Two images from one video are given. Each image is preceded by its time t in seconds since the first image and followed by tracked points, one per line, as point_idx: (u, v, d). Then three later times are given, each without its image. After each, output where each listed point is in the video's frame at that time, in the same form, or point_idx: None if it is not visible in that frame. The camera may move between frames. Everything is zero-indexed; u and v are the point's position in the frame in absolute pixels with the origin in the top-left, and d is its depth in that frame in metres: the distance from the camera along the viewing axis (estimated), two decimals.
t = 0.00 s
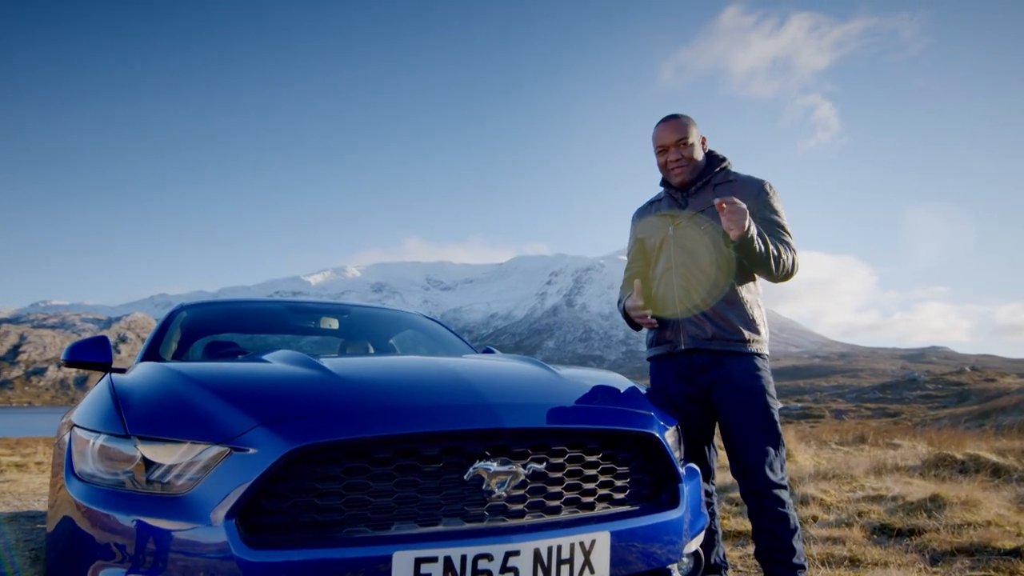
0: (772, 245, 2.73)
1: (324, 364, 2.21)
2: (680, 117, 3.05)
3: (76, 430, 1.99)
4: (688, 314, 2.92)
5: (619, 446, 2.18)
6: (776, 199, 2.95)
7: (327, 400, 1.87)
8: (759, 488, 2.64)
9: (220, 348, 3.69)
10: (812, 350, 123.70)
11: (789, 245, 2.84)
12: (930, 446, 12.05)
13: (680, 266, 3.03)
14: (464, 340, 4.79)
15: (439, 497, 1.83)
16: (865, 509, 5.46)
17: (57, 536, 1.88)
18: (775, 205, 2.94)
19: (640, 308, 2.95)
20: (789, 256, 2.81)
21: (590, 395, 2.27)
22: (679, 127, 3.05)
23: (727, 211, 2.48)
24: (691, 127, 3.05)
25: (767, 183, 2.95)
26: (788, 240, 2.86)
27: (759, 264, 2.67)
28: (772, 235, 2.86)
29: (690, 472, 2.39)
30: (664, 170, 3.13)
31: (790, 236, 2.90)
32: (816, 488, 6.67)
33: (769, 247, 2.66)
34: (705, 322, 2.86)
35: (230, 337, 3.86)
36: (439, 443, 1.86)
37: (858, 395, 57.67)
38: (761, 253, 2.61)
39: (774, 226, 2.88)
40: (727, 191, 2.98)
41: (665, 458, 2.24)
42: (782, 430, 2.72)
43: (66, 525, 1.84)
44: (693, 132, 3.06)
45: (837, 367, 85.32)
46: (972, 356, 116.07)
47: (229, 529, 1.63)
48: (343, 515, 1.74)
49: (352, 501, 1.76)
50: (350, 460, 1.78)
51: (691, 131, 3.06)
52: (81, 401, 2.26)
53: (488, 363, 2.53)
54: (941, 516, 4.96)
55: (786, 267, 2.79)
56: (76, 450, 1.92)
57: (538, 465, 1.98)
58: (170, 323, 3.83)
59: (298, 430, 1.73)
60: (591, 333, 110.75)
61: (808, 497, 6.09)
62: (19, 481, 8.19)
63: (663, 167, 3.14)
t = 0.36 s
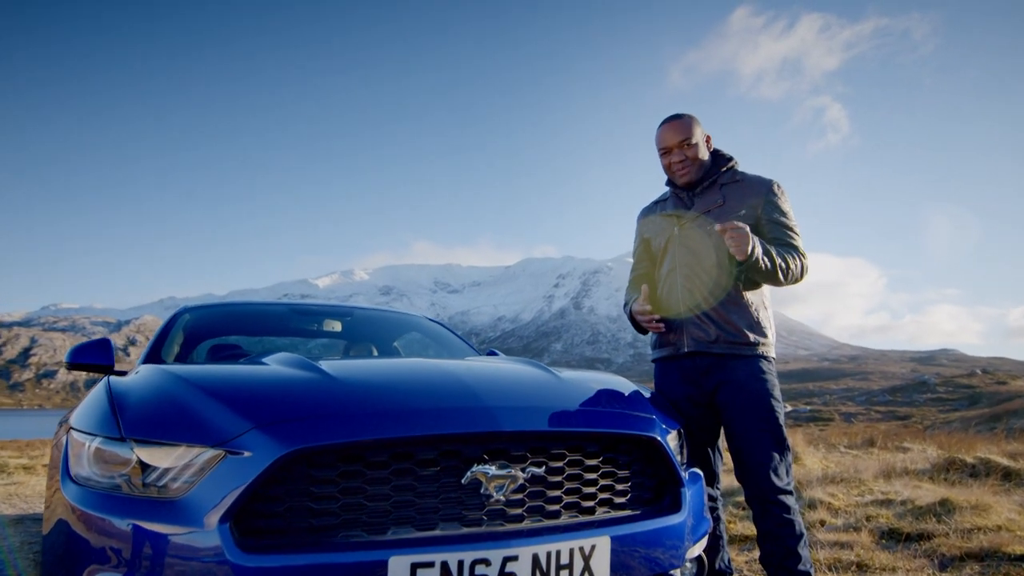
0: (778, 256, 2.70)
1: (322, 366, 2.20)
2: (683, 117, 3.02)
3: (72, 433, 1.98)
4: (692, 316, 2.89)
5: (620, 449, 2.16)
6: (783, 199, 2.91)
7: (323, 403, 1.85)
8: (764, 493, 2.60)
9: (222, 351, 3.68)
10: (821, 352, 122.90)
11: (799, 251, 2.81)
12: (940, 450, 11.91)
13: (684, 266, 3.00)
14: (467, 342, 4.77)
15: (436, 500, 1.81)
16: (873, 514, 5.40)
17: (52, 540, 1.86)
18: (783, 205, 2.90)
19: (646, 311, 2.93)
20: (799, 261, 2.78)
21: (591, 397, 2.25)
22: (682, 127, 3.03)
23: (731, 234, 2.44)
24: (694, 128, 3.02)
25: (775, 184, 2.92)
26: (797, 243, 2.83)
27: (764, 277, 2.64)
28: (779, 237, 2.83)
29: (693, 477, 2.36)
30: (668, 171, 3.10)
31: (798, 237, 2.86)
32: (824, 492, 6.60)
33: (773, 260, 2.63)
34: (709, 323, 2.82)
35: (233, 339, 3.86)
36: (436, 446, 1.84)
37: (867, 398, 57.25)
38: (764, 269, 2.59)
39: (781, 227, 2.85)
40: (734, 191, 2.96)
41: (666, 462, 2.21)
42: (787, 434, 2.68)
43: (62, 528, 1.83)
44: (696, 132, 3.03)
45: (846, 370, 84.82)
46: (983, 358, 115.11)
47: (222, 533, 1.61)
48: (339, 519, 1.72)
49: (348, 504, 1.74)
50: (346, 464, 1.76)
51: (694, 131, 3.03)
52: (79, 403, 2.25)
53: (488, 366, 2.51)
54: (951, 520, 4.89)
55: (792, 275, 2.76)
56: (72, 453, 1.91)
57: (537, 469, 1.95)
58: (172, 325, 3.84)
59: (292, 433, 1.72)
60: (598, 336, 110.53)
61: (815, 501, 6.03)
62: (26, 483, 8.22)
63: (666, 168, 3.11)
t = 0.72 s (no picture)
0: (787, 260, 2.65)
1: (320, 369, 2.18)
2: (689, 115, 3.01)
3: (68, 436, 1.97)
4: (697, 318, 2.85)
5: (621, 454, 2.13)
6: (791, 203, 2.88)
7: (320, 406, 1.83)
8: (769, 498, 2.57)
9: (225, 354, 3.67)
10: (830, 355, 122.18)
11: (806, 254, 2.78)
12: (950, 454, 11.79)
13: (689, 269, 2.97)
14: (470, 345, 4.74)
15: (434, 505, 1.79)
16: (881, 519, 5.33)
17: (48, 544, 1.85)
18: (790, 208, 2.87)
19: (652, 317, 2.88)
20: (805, 264, 2.75)
21: (593, 401, 2.22)
22: (689, 125, 3.01)
23: (740, 234, 2.40)
24: (700, 126, 3.00)
25: (782, 187, 2.89)
26: (804, 247, 2.79)
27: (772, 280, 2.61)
28: (786, 241, 2.80)
29: (696, 481, 2.33)
30: (674, 169, 3.08)
31: (804, 241, 2.83)
32: (832, 496, 6.53)
33: (781, 263, 2.59)
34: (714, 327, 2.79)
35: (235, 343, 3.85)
36: (434, 450, 1.82)
37: (877, 401, 56.82)
38: (773, 272, 2.56)
39: (788, 231, 2.81)
40: (740, 194, 2.92)
41: (668, 466, 2.18)
42: (793, 439, 2.65)
43: (58, 532, 1.81)
44: (703, 131, 3.01)
45: (855, 373, 84.24)
46: (994, 362, 114.12)
47: (216, 538, 1.59)
48: (335, 524, 1.70)
49: (344, 509, 1.72)
50: (341, 468, 1.74)
51: (701, 129, 3.01)
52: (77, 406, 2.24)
53: (489, 369, 2.49)
54: (961, 526, 4.83)
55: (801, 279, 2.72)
56: (68, 457, 1.90)
57: (536, 474, 1.93)
58: (176, 328, 3.83)
59: (288, 437, 1.70)
60: (605, 339, 110.31)
61: (823, 506, 5.97)
62: (33, 485, 8.25)
63: (673, 167, 3.08)
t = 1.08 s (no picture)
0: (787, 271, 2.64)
1: (316, 372, 2.17)
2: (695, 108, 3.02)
3: (64, 440, 1.96)
4: (697, 320, 2.83)
5: (620, 458, 2.10)
6: (791, 203, 2.84)
7: (314, 410, 1.82)
8: (772, 502, 2.54)
9: (225, 356, 3.68)
10: (838, 358, 121.48)
11: (805, 253, 2.75)
12: (960, 458, 11.68)
13: (689, 270, 2.94)
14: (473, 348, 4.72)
15: (430, 510, 1.77)
16: (889, 523, 5.27)
17: (43, 549, 1.84)
18: (790, 208, 2.84)
19: (651, 315, 2.86)
20: (805, 270, 2.71)
21: (592, 405, 2.20)
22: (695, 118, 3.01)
23: (742, 266, 2.39)
24: (706, 118, 3.00)
25: (783, 187, 2.85)
26: (804, 251, 2.76)
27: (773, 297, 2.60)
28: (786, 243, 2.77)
29: (698, 485, 2.30)
30: (676, 155, 3.02)
31: (805, 243, 2.79)
32: (840, 500, 6.47)
33: (782, 279, 2.58)
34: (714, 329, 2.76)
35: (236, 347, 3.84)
36: (430, 455, 1.80)
37: (886, 404, 56.43)
38: (774, 293, 2.55)
39: (789, 232, 2.78)
40: (740, 194, 2.89)
41: (669, 471, 2.16)
42: (796, 443, 2.61)
43: (52, 537, 1.80)
44: (708, 125, 3.00)
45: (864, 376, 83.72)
46: (1004, 364, 113.18)
47: (209, 544, 1.58)
48: (329, 529, 1.68)
49: (339, 514, 1.71)
50: (336, 473, 1.73)
51: (708, 124, 3.01)
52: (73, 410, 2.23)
53: (487, 372, 2.46)
54: (970, 530, 4.77)
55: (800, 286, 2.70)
56: (63, 461, 1.89)
57: (534, 478, 1.90)
58: (178, 330, 3.83)
59: (281, 440, 1.68)
60: (612, 342, 110.06)
61: (830, 510, 5.91)
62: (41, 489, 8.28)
63: (676, 155, 3.03)
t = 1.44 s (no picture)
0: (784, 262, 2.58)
1: (313, 375, 2.15)
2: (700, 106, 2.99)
3: (59, 444, 1.95)
4: (699, 323, 2.79)
5: (619, 462, 2.07)
6: (794, 206, 2.82)
7: (308, 413, 1.80)
8: (776, 507, 2.50)
9: (227, 359, 3.67)
10: (846, 361, 120.79)
11: (807, 256, 2.71)
12: (969, 462, 11.55)
13: (691, 272, 2.91)
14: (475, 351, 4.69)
15: (425, 516, 1.74)
16: (897, 528, 5.21)
17: (37, 554, 1.82)
18: (793, 211, 2.82)
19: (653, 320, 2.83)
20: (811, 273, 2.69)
21: (591, 408, 2.17)
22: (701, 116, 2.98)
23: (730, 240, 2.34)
24: (711, 117, 2.97)
25: (786, 190, 2.83)
26: (807, 253, 2.73)
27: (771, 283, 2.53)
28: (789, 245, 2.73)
29: (700, 490, 2.27)
30: (679, 152, 2.99)
31: (807, 246, 2.76)
32: (847, 505, 6.41)
33: (780, 267, 2.53)
34: (716, 332, 2.74)
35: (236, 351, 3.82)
36: (425, 459, 1.78)
37: (895, 408, 56.02)
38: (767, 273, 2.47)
39: (792, 234, 2.76)
40: (744, 196, 2.86)
41: (669, 475, 2.12)
42: (800, 446, 2.58)
43: (46, 541, 1.79)
44: (713, 126, 2.97)
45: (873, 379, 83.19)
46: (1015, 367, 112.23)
47: (201, 550, 1.56)
48: (323, 534, 1.66)
49: (333, 519, 1.69)
50: (330, 478, 1.71)
51: (713, 124, 2.98)
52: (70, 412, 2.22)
53: (486, 375, 2.44)
54: (979, 536, 4.71)
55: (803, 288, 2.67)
56: (57, 465, 1.88)
57: (532, 483, 1.88)
58: (179, 334, 3.82)
59: (274, 444, 1.66)
60: (618, 345, 109.84)
61: (837, 514, 5.85)
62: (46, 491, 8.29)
63: (678, 153, 3.00)
